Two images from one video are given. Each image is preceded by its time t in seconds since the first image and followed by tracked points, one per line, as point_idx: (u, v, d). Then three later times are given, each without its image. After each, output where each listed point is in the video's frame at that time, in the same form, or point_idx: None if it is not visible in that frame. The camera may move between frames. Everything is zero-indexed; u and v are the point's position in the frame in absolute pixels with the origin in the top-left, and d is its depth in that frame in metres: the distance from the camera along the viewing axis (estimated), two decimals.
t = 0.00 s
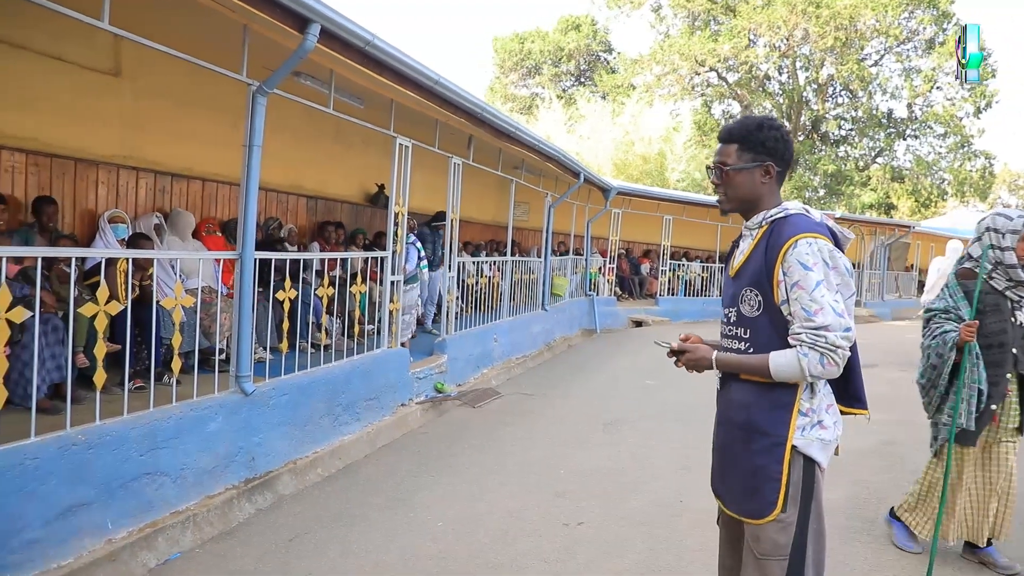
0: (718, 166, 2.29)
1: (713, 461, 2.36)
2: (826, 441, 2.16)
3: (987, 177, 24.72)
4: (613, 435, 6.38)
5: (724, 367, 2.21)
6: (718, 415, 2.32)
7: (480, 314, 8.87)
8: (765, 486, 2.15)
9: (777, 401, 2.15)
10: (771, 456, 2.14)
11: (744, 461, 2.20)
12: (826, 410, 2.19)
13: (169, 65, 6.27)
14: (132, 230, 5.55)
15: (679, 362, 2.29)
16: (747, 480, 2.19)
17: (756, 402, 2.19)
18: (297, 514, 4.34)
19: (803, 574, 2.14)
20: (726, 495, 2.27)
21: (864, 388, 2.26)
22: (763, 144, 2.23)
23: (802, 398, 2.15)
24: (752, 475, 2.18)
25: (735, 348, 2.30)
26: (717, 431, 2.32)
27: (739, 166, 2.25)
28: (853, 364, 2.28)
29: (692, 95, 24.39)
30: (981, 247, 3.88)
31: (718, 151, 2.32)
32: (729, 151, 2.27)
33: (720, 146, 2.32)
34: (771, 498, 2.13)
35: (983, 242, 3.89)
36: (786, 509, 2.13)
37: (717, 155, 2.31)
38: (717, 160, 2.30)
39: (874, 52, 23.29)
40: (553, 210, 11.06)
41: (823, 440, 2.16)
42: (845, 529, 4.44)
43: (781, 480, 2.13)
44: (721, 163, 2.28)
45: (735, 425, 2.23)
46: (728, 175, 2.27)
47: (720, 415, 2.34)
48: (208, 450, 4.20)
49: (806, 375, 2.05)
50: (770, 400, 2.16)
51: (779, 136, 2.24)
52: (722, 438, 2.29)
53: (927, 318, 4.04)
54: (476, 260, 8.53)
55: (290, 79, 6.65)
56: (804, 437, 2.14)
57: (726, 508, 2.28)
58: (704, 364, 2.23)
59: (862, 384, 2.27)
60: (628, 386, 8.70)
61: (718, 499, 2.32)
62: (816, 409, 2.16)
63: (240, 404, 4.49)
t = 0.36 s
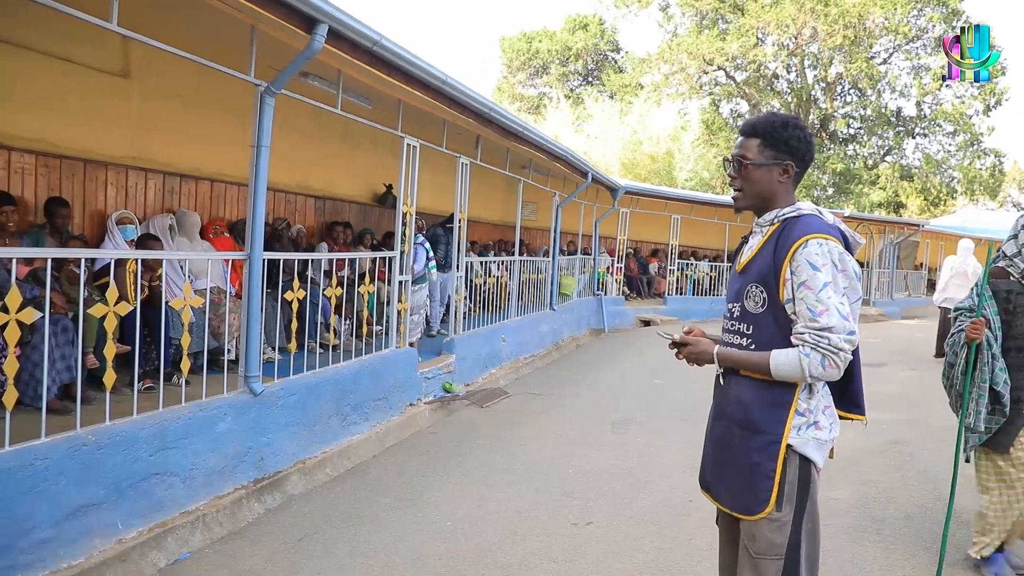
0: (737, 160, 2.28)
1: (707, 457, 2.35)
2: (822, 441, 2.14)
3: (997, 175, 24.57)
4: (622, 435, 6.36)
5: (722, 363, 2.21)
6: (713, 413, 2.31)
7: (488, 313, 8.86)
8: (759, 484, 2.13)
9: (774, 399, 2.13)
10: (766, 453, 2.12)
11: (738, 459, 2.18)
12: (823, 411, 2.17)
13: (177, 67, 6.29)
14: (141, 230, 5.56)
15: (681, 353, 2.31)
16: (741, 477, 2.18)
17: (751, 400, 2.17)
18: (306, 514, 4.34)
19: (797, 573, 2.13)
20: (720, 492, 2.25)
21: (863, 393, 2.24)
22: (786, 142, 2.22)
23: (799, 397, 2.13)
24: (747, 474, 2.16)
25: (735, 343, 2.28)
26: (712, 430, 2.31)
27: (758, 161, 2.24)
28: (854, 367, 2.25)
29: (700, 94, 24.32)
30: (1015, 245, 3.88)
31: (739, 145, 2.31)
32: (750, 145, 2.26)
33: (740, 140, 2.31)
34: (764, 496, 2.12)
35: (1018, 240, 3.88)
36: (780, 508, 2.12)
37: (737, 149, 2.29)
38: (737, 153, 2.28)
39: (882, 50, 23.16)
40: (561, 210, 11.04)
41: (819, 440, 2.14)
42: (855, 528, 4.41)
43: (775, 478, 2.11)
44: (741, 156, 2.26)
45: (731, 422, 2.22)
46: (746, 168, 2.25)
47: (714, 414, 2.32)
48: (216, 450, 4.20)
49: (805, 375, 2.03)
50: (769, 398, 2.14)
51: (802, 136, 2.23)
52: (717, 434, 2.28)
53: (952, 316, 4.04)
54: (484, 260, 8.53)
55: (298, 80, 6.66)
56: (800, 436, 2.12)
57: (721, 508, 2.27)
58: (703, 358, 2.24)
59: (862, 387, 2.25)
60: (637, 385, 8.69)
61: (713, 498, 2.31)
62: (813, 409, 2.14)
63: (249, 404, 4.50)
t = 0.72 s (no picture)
0: (735, 158, 2.25)
1: (710, 455, 2.33)
2: (827, 440, 2.13)
3: (1003, 174, 24.50)
4: (627, 434, 6.36)
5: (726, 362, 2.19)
6: (717, 411, 2.30)
7: (492, 313, 8.86)
8: (763, 482, 2.12)
9: (780, 398, 2.12)
10: (771, 452, 2.11)
11: (744, 458, 2.17)
12: (827, 409, 2.16)
13: (182, 67, 6.30)
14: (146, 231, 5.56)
15: (681, 355, 2.27)
16: (746, 476, 2.17)
17: (756, 399, 2.15)
18: (310, 514, 4.34)
19: (799, 571, 2.12)
20: (723, 490, 2.24)
21: (865, 387, 2.22)
22: (786, 141, 2.20)
23: (804, 396, 2.12)
24: (752, 472, 2.15)
25: (737, 344, 2.26)
26: (716, 427, 2.30)
27: (757, 160, 2.22)
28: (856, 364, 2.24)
29: (704, 94, 24.30)
30: None
31: (737, 143, 2.28)
32: (749, 144, 2.23)
33: (738, 137, 2.27)
34: (769, 494, 2.11)
35: None
36: (784, 507, 2.11)
37: (736, 146, 2.27)
38: (735, 151, 2.26)
39: (887, 49, 23.09)
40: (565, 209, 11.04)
41: (823, 439, 2.13)
42: (860, 528, 4.40)
43: (780, 477, 2.10)
44: (740, 154, 2.24)
45: (736, 421, 2.20)
46: (746, 167, 2.23)
47: (719, 411, 2.31)
48: (221, 450, 4.21)
49: (810, 375, 2.02)
50: (774, 395, 2.12)
51: (801, 136, 2.22)
52: (722, 432, 2.26)
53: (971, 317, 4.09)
54: (488, 259, 8.52)
55: (302, 80, 6.67)
56: (805, 435, 2.11)
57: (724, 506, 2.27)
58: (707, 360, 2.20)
59: (864, 383, 2.24)
60: (641, 385, 8.69)
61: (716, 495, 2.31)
62: (817, 407, 2.13)
63: (254, 404, 4.50)
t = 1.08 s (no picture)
0: (760, 155, 2.19)
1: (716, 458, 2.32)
2: (835, 443, 2.12)
3: (1004, 174, 24.47)
4: (627, 434, 6.36)
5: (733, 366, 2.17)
6: (724, 412, 2.29)
7: (492, 313, 8.86)
8: (772, 486, 2.11)
9: (789, 399, 2.11)
10: (779, 455, 2.10)
11: (752, 460, 2.16)
12: (834, 411, 2.16)
13: (182, 66, 6.30)
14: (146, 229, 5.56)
15: (686, 358, 2.22)
16: (754, 479, 2.16)
17: (766, 401, 2.14)
18: (310, 513, 4.34)
19: None
20: (730, 493, 2.23)
21: (870, 386, 2.21)
22: (797, 139, 2.23)
23: (812, 397, 2.12)
24: (759, 474, 2.14)
25: (741, 346, 2.25)
26: (722, 428, 2.29)
27: (777, 154, 2.20)
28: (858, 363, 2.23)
29: (705, 93, 24.27)
30: None
31: (746, 139, 2.23)
32: (771, 141, 2.20)
33: (756, 134, 2.21)
34: (776, 498, 2.11)
35: None
36: (790, 511, 2.10)
37: (749, 143, 2.22)
38: (752, 147, 2.20)
39: (889, 49, 23.05)
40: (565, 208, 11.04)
41: (831, 441, 2.12)
42: (860, 528, 4.40)
43: (789, 480, 2.09)
44: (765, 152, 2.19)
45: (744, 423, 2.19)
46: (772, 165, 2.19)
47: (726, 412, 2.29)
48: (221, 449, 4.21)
49: (822, 374, 2.01)
50: (781, 396, 2.12)
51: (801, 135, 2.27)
52: (729, 435, 2.25)
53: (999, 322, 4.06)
54: (489, 258, 8.51)
55: (303, 78, 6.66)
56: (814, 438, 2.10)
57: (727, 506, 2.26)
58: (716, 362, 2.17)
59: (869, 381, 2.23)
60: (641, 384, 8.69)
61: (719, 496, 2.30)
62: (825, 408, 2.13)
63: (254, 403, 4.50)
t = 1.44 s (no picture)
0: (783, 153, 2.11)
1: (708, 463, 2.25)
2: (831, 450, 2.09)
3: (994, 173, 24.64)
4: (619, 433, 6.37)
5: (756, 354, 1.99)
6: (715, 419, 2.22)
7: (484, 313, 8.85)
8: (770, 495, 2.07)
9: (789, 406, 2.06)
10: (779, 464, 2.05)
11: (749, 468, 2.10)
12: (829, 417, 2.12)
13: (172, 65, 6.26)
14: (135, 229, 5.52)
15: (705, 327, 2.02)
16: (751, 488, 2.10)
17: (763, 408, 2.09)
18: (300, 515, 4.32)
19: None
20: (724, 500, 2.17)
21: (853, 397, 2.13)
22: (818, 136, 2.16)
23: (811, 404, 2.08)
24: (758, 483, 2.09)
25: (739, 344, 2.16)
26: (714, 434, 2.22)
27: (800, 152, 2.12)
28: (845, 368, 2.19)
29: (696, 93, 24.32)
30: None
31: (766, 135, 2.15)
32: (794, 139, 2.11)
33: (779, 130, 2.12)
34: (774, 507, 2.06)
35: None
36: (787, 520, 2.06)
37: (770, 139, 2.13)
38: (773, 144, 2.12)
39: (879, 49, 23.16)
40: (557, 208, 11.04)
41: (827, 449, 2.09)
42: (850, 526, 4.42)
43: (787, 490, 2.05)
44: (788, 150, 2.10)
45: (741, 430, 2.13)
46: (794, 164, 2.11)
47: (717, 419, 2.23)
48: (211, 450, 4.19)
49: (840, 383, 1.97)
50: (780, 403, 2.07)
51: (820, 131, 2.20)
52: (724, 441, 2.19)
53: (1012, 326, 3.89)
54: (480, 258, 8.49)
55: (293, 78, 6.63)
56: (813, 446, 2.07)
57: (716, 515, 2.20)
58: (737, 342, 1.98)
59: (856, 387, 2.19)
60: (633, 384, 8.71)
61: (707, 504, 2.24)
62: (822, 416, 2.09)
63: (244, 404, 4.48)
